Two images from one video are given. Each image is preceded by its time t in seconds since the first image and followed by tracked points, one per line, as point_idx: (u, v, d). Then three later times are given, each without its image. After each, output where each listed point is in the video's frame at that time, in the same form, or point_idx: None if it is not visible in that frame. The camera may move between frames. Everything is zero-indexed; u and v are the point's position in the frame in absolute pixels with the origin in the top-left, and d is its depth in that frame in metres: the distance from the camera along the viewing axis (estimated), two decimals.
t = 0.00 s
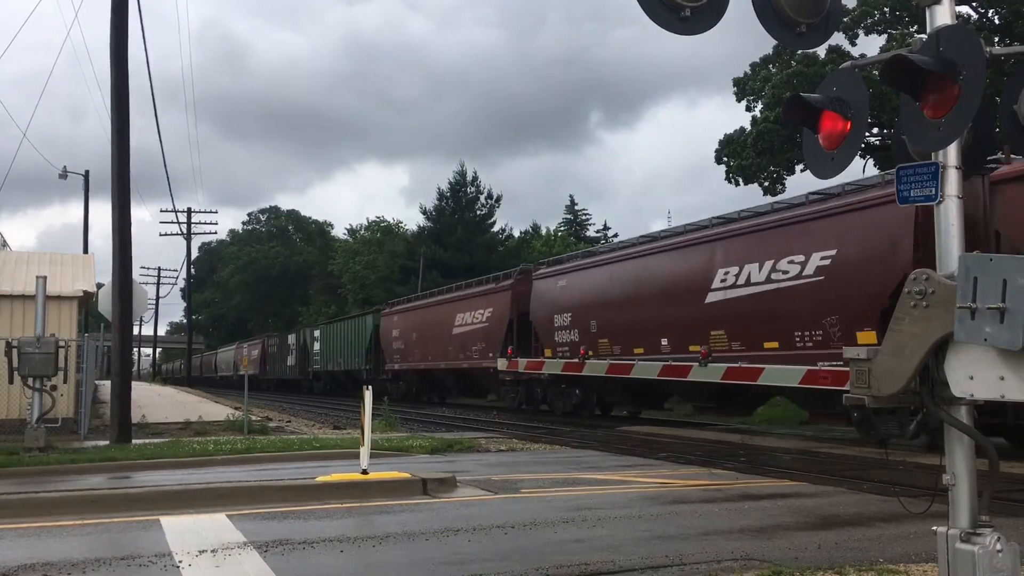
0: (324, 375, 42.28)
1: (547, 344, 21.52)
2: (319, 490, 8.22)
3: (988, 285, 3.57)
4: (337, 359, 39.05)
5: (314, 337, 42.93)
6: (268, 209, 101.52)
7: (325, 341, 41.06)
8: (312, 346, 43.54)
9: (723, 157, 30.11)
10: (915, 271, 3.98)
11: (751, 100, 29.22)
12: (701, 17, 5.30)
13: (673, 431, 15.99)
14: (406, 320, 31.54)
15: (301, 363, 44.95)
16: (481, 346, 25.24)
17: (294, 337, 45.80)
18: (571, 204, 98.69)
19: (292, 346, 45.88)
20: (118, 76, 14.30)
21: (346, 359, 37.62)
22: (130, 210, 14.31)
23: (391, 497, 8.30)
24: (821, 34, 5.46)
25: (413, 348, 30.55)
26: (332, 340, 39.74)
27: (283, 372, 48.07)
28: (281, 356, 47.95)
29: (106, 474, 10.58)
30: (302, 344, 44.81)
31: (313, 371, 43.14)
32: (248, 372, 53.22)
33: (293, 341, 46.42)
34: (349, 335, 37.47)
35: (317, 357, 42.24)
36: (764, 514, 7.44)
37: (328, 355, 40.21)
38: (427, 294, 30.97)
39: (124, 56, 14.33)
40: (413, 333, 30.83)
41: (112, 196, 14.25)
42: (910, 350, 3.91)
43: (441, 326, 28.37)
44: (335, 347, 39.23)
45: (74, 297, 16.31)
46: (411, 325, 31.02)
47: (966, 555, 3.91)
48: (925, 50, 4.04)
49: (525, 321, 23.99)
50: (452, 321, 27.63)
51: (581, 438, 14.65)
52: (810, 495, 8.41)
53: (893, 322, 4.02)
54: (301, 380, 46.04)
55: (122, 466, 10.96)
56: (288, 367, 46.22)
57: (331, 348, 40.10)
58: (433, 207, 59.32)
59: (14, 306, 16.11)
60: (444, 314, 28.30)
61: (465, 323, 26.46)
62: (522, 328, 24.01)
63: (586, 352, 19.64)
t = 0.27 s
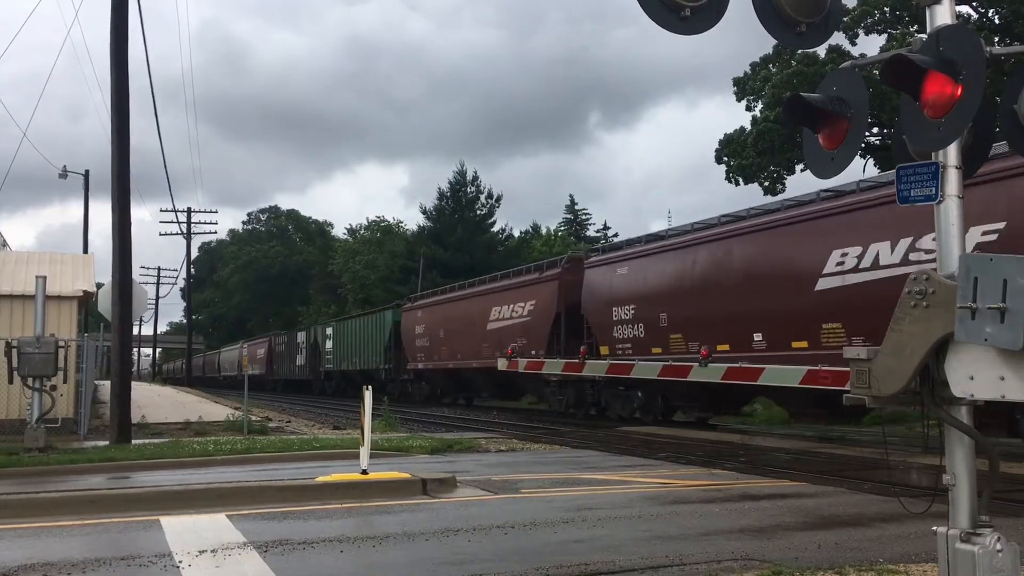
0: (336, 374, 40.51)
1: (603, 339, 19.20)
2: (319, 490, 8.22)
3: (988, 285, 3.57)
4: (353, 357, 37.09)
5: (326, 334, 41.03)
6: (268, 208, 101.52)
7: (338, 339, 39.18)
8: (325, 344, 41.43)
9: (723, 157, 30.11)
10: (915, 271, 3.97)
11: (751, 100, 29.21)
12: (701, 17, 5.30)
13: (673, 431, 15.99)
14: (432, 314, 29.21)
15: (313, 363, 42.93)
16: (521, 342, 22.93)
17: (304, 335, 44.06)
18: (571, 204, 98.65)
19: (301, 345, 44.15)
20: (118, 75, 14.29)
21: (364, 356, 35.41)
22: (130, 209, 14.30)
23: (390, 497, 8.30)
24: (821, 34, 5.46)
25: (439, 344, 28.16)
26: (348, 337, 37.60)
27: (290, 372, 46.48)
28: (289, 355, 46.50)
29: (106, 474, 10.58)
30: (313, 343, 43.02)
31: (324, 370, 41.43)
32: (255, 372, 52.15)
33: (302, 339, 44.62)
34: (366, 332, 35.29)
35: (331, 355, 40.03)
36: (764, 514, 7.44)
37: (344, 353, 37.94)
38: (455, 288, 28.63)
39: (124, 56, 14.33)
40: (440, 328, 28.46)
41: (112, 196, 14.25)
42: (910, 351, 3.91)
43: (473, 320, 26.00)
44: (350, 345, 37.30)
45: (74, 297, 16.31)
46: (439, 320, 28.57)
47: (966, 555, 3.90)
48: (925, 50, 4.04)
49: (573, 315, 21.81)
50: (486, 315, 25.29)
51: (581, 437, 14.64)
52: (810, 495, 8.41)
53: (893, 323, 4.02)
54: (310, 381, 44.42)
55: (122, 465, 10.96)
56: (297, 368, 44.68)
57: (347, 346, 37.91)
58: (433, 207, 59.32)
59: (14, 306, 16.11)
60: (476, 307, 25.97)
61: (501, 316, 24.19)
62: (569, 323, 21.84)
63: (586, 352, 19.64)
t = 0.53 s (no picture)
0: (351, 374, 38.72)
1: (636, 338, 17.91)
2: (319, 490, 8.21)
3: (988, 285, 3.56)
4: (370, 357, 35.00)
5: (340, 332, 39.09)
6: (268, 209, 101.54)
7: (352, 338, 37.33)
8: (339, 343, 39.31)
9: (723, 157, 30.09)
10: (915, 272, 3.97)
11: (751, 100, 29.20)
12: (700, 18, 5.29)
13: (673, 431, 15.98)
14: (466, 307, 26.77)
15: (327, 362, 40.77)
16: (574, 338, 20.58)
17: (315, 332, 42.30)
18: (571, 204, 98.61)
19: (312, 343, 42.46)
20: (118, 76, 14.29)
21: (385, 355, 33.11)
22: (130, 209, 14.30)
23: (390, 497, 8.30)
24: (820, 35, 5.45)
25: (475, 340, 25.74)
26: (366, 335, 35.48)
27: (299, 373, 44.74)
28: (298, 355, 44.85)
29: (106, 474, 10.58)
30: (325, 342, 41.08)
31: (338, 370, 39.64)
32: (262, 373, 50.96)
33: (314, 337, 42.80)
34: (387, 329, 33.04)
35: (347, 353, 37.82)
36: (764, 514, 7.44)
37: (361, 351, 35.71)
38: (489, 281, 26.31)
39: (124, 56, 14.32)
40: (476, 323, 26.03)
41: (112, 196, 14.25)
42: (909, 351, 3.91)
43: (515, 315, 23.57)
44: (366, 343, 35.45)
45: (74, 298, 16.31)
46: (474, 314, 26.10)
47: (966, 556, 3.90)
48: (924, 50, 4.03)
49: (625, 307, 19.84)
50: (531, 309, 22.88)
51: (581, 438, 14.64)
52: (810, 495, 8.41)
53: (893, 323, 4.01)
54: (321, 380, 42.75)
55: (122, 466, 10.96)
56: (307, 367, 42.99)
57: (364, 344, 35.75)
58: (433, 208, 59.32)
59: (14, 306, 16.11)
60: (518, 300, 23.53)
61: (549, 309, 21.79)
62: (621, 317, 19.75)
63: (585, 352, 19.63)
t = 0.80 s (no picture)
0: (366, 373, 36.76)
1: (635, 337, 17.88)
2: (318, 490, 8.22)
3: (989, 285, 3.58)
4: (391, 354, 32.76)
5: (355, 328, 37.09)
6: (268, 209, 101.58)
7: (369, 335, 35.38)
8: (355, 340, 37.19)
9: (723, 157, 30.10)
10: (915, 271, 3.98)
11: (750, 100, 29.21)
12: (700, 17, 5.30)
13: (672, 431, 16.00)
14: (501, 302, 23.88)
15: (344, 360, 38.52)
16: (638, 334, 17.41)
17: (327, 329, 40.59)
18: (571, 204, 98.57)
19: (324, 341, 40.81)
20: (118, 76, 14.29)
21: (408, 353, 30.74)
22: (130, 209, 14.30)
23: (391, 497, 8.30)
24: (821, 33, 5.46)
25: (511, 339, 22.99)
26: (385, 331, 33.25)
27: (311, 373, 42.93)
28: (310, 354, 43.23)
29: (107, 474, 10.58)
30: (340, 339, 39.14)
31: (352, 370, 37.79)
32: (270, 373, 49.66)
33: (325, 335, 41.02)
34: (409, 325, 30.72)
35: (365, 351, 35.67)
36: (763, 514, 7.44)
37: (382, 349, 33.40)
38: (521, 272, 23.78)
39: (124, 55, 14.32)
40: (512, 319, 23.10)
41: (112, 196, 14.25)
42: (908, 350, 3.92)
43: (562, 309, 20.55)
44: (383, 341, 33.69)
45: (74, 297, 16.31)
46: (510, 309, 23.33)
47: (965, 555, 3.91)
48: (926, 49, 4.04)
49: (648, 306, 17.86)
50: (579, 302, 19.95)
51: (581, 438, 14.65)
52: (810, 495, 8.41)
53: (893, 323, 4.03)
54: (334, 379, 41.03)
55: (122, 466, 10.96)
56: (319, 367, 41.24)
57: (383, 341, 33.47)
58: (433, 207, 59.33)
59: (14, 306, 16.11)
60: (562, 293, 20.70)
61: (603, 301, 18.88)
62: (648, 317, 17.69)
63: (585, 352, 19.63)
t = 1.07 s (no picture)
0: (384, 373, 34.93)
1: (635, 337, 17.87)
2: (318, 490, 8.21)
3: (988, 285, 3.57)
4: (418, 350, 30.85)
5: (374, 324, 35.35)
6: (269, 209, 101.60)
7: (390, 332, 33.61)
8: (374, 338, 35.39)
9: (723, 157, 30.08)
10: (915, 272, 3.97)
11: (751, 100, 29.20)
12: (700, 18, 5.30)
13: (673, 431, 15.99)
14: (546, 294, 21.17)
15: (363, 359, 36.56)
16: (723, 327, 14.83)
17: (340, 326, 38.80)
18: (571, 204, 98.54)
19: (335, 340, 39.29)
20: (118, 76, 14.29)
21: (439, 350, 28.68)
22: (130, 209, 14.30)
23: (391, 497, 8.30)
24: (821, 34, 5.46)
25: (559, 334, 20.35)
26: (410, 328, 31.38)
27: (323, 373, 41.13)
28: (322, 354, 41.37)
29: (107, 474, 10.57)
30: (356, 337, 37.37)
31: (369, 369, 36.05)
32: (279, 373, 48.34)
33: (337, 333, 39.47)
34: (439, 320, 28.80)
35: (387, 349, 33.80)
36: (763, 514, 7.44)
37: (409, 345, 31.44)
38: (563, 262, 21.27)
39: (124, 55, 14.32)
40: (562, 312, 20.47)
41: (112, 196, 14.25)
42: (908, 350, 3.92)
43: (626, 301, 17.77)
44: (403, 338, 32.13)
45: (74, 298, 16.31)
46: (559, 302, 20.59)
47: (965, 555, 3.91)
48: (925, 50, 4.03)
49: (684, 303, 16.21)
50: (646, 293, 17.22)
51: (581, 438, 14.64)
52: (809, 495, 8.41)
53: (893, 323, 4.02)
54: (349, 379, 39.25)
55: (122, 466, 10.96)
56: (331, 366, 39.68)
57: (409, 339, 31.51)
58: (433, 207, 59.32)
59: (14, 306, 16.11)
60: (622, 282, 18.01)
61: (677, 292, 16.15)
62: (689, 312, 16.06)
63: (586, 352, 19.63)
